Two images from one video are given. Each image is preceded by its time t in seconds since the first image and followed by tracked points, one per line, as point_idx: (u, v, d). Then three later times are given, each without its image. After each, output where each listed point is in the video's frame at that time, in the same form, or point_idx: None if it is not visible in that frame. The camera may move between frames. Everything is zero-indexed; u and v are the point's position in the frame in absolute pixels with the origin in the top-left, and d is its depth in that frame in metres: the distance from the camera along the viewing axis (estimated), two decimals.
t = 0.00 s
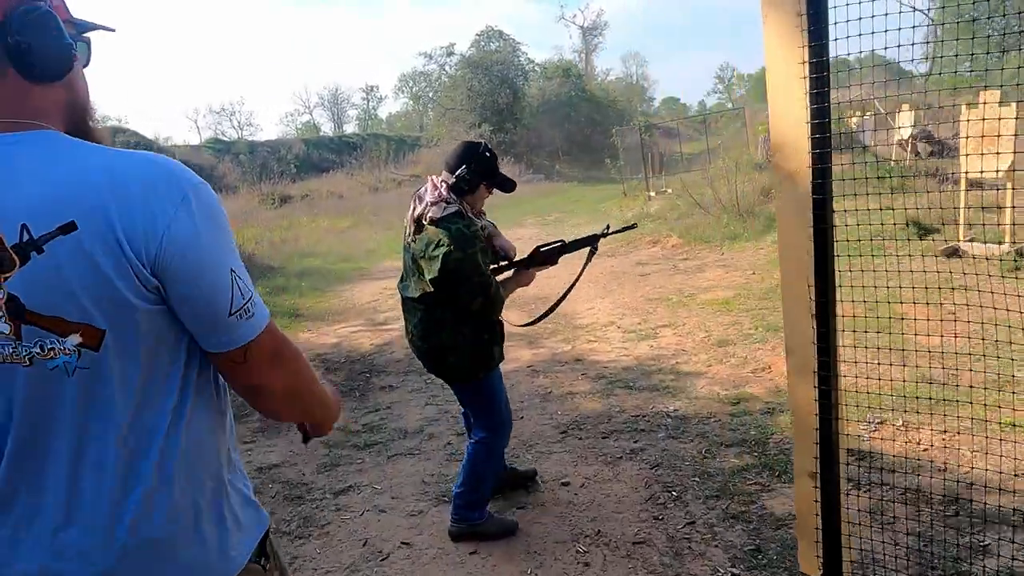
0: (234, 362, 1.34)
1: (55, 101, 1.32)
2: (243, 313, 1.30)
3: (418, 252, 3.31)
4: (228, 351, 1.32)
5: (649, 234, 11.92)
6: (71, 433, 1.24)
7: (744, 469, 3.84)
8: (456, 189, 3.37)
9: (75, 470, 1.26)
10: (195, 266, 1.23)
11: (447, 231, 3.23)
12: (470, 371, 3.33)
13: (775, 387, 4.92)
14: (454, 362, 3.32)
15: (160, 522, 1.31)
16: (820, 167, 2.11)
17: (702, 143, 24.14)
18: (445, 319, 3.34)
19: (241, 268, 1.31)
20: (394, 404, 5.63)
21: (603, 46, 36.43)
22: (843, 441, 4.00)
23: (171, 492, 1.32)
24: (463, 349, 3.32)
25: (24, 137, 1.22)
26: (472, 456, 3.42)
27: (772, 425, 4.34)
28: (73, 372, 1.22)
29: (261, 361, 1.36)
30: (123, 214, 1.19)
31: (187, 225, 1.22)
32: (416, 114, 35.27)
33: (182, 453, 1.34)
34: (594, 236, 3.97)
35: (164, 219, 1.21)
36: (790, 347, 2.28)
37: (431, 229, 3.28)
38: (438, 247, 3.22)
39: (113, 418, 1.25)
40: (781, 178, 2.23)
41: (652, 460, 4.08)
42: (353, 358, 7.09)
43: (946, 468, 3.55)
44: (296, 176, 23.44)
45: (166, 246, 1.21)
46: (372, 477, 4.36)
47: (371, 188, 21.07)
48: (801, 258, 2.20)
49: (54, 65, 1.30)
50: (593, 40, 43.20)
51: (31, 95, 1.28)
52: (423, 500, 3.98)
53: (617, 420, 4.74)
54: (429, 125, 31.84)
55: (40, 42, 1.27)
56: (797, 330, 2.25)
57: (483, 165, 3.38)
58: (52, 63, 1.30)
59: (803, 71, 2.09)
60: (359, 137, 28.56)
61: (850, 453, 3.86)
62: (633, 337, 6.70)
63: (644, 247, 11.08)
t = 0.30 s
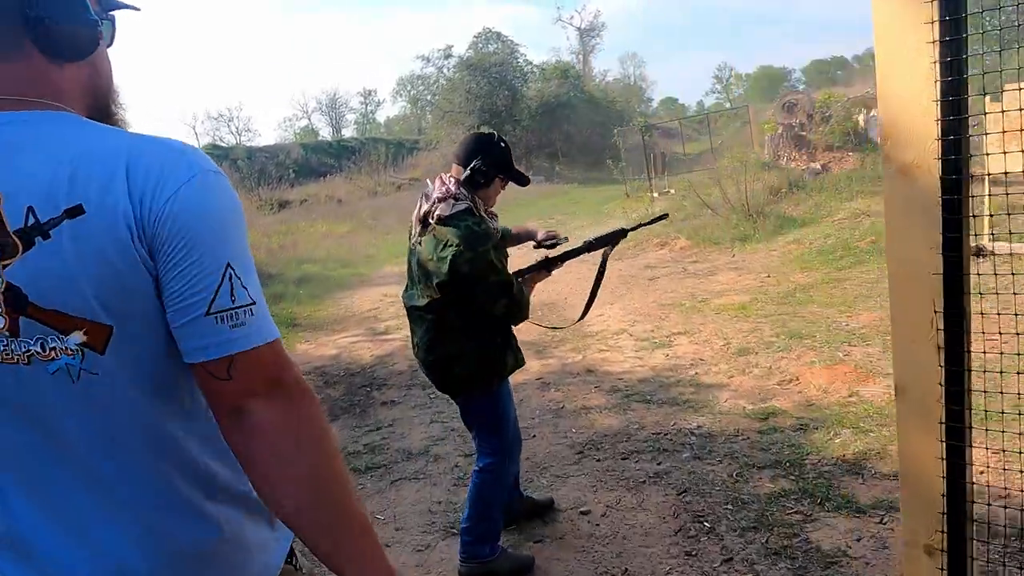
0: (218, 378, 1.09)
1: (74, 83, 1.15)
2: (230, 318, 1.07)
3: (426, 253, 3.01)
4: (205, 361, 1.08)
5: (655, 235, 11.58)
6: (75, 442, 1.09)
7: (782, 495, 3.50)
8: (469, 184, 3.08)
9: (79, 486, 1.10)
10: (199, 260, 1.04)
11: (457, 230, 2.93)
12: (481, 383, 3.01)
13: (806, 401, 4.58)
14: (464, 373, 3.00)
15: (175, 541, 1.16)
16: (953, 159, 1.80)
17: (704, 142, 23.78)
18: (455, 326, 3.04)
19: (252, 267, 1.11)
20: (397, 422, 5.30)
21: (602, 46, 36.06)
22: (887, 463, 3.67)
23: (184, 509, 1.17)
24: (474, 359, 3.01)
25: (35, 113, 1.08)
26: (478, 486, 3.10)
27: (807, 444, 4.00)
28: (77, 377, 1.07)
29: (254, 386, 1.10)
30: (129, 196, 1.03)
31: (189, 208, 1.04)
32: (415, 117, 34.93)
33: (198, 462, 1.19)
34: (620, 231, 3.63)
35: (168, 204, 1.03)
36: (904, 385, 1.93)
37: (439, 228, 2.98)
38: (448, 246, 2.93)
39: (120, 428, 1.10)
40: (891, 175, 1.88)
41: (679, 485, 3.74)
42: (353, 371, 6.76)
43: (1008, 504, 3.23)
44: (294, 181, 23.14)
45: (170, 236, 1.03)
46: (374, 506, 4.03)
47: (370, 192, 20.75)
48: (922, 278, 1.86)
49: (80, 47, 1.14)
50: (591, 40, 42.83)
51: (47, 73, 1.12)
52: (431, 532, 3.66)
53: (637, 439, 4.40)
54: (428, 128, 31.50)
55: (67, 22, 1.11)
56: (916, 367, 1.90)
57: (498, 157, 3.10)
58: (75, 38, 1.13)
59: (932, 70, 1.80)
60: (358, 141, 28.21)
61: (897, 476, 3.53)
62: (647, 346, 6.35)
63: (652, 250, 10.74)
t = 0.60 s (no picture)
0: (244, 438, 1.06)
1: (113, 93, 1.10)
2: (262, 376, 1.04)
3: (416, 264, 2.70)
4: (234, 418, 1.05)
5: (653, 237, 11.31)
6: (109, 485, 1.09)
7: (798, 524, 3.24)
8: (465, 189, 2.81)
9: (103, 527, 1.11)
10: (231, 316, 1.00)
11: (451, 239, 2.63)
12: (471, 409, 2.72)
13: (818, 416, 4.32)
14: (453, 397, 2.71)
15: None
16: None
17: (702, 142, 23.51)
18: (445, 346, 2.73)
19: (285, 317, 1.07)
20: (387, 439, 5.05)
21: (598, 46, 35.81)
22: (910, 486, 3.41)
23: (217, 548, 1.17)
24: (464, 382, 2.72)
25: (80, 138, 1.04)
26: (472, 520, 2.84)
27: (821, 465, 3.74)
28: (101, 422, 1.06)
29: (280, 446, 1.07)
30: (157, 244, 0.99)
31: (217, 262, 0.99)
32: (410, 118, 34.60)
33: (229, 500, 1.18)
34: (619, 241, 3.39)
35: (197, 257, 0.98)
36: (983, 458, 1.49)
37: (431, 237, 2.68)
38: (441, 258, 2.62)
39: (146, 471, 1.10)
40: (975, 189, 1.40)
41: (686, 512, 3.48)
42: (343, 383, 6.50)
43: None
44: (288, 184, 22.88)
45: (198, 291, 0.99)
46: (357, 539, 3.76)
47: (365, 196, 20.45)
48: None
49: (117, 63, 1.09)
50: (586, 40, 42.50)
51: (86, 87, 1.07)
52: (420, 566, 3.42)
53: (640, 459, 4.13)
54: (422, 130, 31.18)
55: (109, 34, 1.06)
56: None
57: (498, 162, 2.84)
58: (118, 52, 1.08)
59: None
60: (351, 143, 27.86)
61: (921, 502, 3.27)
62: (648, 356, 6.09)
63: (650, 252, 10.48)
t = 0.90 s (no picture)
0: (332, 394, 1.17)
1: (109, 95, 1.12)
2: (332, 335, 1.15)
3: (393, 272, 2.50)
4: (324, 380, 1.15)
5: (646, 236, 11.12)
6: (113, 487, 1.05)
7: (801, 543, 3.07)
8: (447, 193, 2.61)
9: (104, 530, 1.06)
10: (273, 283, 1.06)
11: (431, 246, 2.44)
12: (453, 425, 2.54)
13: (818, 424, 4.16)
14: (434, 417, 2.52)
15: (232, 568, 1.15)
16: None
17: (695, 141, 23.34)
18: (425, 359, 2.54)
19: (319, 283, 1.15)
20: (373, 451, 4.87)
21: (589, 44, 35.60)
22: (918, 500, 3.25)
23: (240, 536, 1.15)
24: (445, 398, 2.54)
25: (75, 121, 1.07)
26: (453, 548, 2.67)
27: (824, 478, 3.57)
28: (95, 424, 1.04)
29: (359, 391, 1.22)
30: (190, 222, 1.02)
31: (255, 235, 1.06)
32: (401, 119, 34.32)
33: (249, 489, 1.16)
34: (609, 257, 3.20)
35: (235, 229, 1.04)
36: None
37: (410, 242, 2.48)
38: (421, 266, 2.42)
39: (161, 465, 1.07)
40: None
41: (683, 530, 3.31)
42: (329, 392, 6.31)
43: None
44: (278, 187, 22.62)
45: (236, 262, 1.03)
46: (338, 561, 3.57)
47: (356, 198, 20.22)
48: None
49: (119, 68, 1.12)
50: (577, 39, 42.26)
51: (85, 92, 1.10)
52: None
53: (635, 472, 3.95)
54: (414, 131, 30.91)
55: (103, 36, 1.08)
56: None
57: (484, 164, 2.64)
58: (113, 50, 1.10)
59: None
60: (342, 145, 27.60)
61: (930, 518, 3.12)
62: (642, 361, 5.91)
63: (643, 253, 10.30)
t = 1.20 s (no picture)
0: (296, 400, 1.10)
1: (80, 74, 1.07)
2: (302, 336, 1.08)
3: (372, 273, 2.40)
4: (286, 383, 1.08)
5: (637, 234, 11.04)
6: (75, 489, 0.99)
7: (800, 548, 2.98)
8: (430, 191, 2.50)
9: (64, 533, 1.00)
10: (241, 276, 1.00)
11: (411, 245, 2.33)
12: (438, 428, 2.43)
13: (815, 424, 4.08)
14: (418, 422, 2.41)
15: None
16: None
17: (686, 138, 23.30)
18: (406, 361, 2.42)
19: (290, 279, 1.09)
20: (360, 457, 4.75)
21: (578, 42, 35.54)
22: (918, 502, 3.16)
23: (214, 547, 1.09)
24: (427, 399, 2.43)
25: (27, 106, 1.00)
26: (439, 561, 2.56)
27: (822, 479, 3.48)
28: (57, 422, 0.98)
29: (333, 398, 1.14)
30: (153, 208, 0.96)
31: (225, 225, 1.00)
32: (391, 118, 34.14)
33: (222, 500, 1.10)
34: (602, 255, 3.08)
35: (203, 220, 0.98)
36: None
37: (390, 242, 2.38)
38: (400, 267, 2.31)
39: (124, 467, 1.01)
40: None
41: (678, 536, 3.21)
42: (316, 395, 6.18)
43: None
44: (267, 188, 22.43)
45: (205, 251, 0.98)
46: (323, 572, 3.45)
47: (345, 197, 20.06)
48: None
49: (83, 46, 1.05)
50: (565, 37, 42.18)
51: (46, 72, 1.03)
52: None
53: (628, 475, 3.85)
54: (403, 131, 30.77)
55: (68, 12, 1.02)
56: None
57: (467, 160, 2.53)
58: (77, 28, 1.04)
59: None
60: (331, 144, 27.43)
61: (932, 520, 3.04)
62: (634, 361, 5.81)
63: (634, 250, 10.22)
